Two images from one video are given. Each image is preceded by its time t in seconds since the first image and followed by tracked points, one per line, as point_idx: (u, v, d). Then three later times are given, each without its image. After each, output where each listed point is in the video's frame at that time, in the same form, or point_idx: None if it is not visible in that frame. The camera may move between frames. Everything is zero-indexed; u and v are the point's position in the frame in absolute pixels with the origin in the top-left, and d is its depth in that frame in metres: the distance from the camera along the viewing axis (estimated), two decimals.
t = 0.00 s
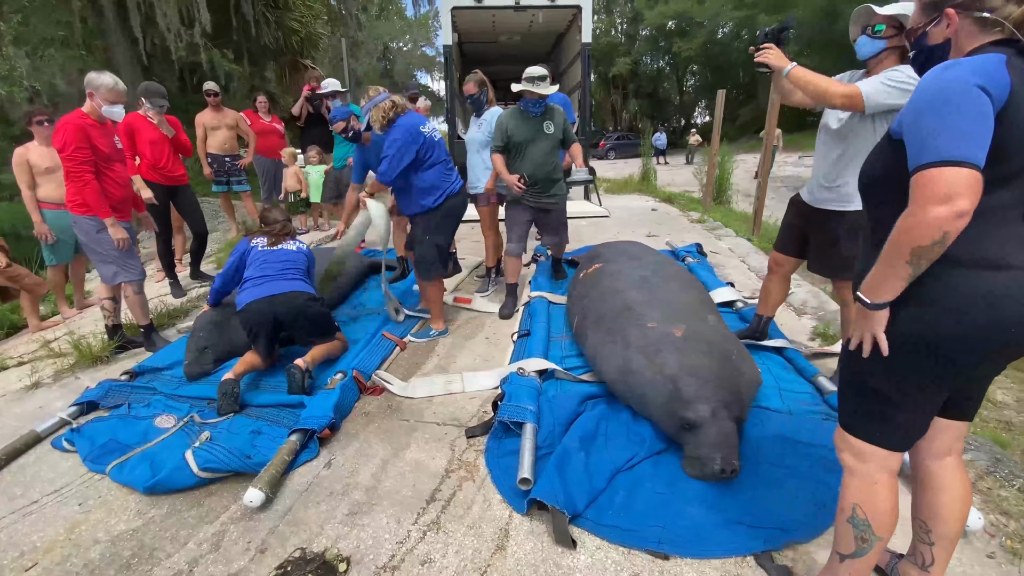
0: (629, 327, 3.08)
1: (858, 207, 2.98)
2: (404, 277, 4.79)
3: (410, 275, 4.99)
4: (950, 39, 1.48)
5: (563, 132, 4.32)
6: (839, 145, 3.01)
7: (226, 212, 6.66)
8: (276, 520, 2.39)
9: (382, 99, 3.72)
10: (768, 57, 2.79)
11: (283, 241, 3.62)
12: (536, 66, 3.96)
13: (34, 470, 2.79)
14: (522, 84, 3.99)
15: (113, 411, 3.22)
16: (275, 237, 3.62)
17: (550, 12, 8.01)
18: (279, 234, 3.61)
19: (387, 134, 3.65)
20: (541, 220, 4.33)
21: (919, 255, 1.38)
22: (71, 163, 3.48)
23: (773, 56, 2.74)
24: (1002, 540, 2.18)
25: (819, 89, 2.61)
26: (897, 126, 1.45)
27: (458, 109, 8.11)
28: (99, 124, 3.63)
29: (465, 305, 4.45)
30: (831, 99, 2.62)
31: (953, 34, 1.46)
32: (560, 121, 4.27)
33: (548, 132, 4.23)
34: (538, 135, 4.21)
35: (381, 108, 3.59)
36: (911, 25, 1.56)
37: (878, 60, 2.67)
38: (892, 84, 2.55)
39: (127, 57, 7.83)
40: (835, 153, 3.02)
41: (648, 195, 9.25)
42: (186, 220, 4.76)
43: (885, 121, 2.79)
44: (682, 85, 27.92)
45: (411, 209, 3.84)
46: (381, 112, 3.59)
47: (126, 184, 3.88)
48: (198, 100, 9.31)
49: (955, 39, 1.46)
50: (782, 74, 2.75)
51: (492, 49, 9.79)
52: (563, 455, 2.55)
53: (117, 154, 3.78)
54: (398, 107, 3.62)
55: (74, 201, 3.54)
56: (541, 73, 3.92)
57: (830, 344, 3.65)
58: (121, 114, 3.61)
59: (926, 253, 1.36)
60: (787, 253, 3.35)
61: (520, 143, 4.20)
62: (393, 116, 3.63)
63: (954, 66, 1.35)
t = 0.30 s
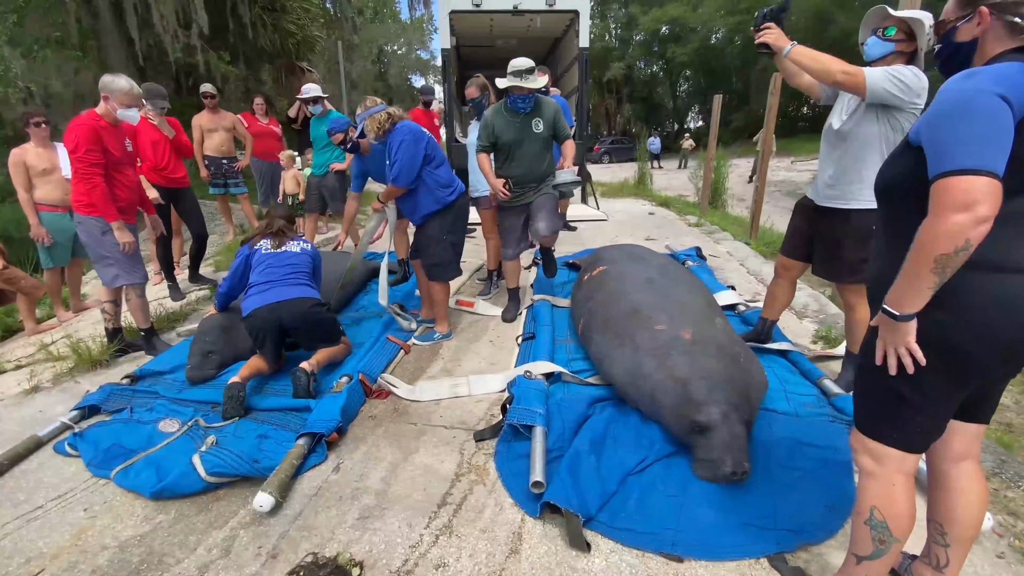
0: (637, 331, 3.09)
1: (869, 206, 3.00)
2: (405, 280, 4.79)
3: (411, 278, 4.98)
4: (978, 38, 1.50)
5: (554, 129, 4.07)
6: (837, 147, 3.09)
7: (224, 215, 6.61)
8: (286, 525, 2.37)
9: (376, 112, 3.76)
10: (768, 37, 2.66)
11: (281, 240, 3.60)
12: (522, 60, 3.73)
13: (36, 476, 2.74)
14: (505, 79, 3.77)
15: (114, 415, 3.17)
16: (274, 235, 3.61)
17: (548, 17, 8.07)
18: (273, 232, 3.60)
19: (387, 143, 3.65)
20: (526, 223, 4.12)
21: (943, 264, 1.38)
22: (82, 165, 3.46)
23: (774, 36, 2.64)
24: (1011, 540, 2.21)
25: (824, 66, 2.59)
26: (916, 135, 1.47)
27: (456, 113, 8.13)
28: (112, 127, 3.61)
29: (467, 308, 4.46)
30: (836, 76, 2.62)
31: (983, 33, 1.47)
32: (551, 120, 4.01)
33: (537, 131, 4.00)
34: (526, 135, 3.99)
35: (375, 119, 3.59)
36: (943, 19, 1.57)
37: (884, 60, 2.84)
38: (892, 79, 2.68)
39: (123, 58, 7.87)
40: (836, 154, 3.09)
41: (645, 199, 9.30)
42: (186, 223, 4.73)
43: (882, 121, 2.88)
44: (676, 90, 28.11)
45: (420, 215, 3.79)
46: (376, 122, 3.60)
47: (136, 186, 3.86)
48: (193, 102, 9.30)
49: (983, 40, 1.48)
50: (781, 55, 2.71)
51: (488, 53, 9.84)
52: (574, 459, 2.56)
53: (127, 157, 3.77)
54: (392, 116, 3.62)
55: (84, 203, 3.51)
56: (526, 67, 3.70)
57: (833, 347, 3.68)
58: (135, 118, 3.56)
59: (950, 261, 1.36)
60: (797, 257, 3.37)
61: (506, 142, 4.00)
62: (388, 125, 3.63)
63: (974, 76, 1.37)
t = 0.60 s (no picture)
0: (644, 334, 3.11)
1: (870, 207, 3.03)
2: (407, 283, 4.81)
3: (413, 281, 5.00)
4: (1003, 52, 1.55)
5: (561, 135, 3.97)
6: (833, 148, 3.15)
7: (222, 218, 6.59)
8: (299, 528, 2.37)
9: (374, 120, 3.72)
10: (772, 26, 2.75)
11: (293, 237, 3.57)
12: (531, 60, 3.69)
13: (42, 480, 2.72)
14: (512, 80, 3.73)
15: (119, 419, 3.15)
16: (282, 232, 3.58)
17: (546, 22, 8.13)
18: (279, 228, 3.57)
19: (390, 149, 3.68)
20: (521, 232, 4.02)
21: (957, 265, 1.41)
22: (94, 166, 3.46)
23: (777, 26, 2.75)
24: (1015, 539, 2.25)
25: (824, 57, 2.62)
26: (943, 142, 1.50)
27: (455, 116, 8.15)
28: (124, 127, 3.60)
29: (470, 311, 4.50)
30: (833, 68, 2.66)
31: (1009, 45, 1.52)
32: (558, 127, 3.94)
33: (542, 136, 3.92)
34: (529, 139, 3.92)
35: (374, 127, 3.65)
36: (959, 40, 1.63)
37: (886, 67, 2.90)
38: (888, 81, 2.73)
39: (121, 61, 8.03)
40: (833, 155, 3.15)
41: (642, 203, 9.36)
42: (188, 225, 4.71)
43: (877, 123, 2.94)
44: (670, 95, 28.27)
45: (430, 217, 3.77)
46: (373, 132, 3.66)
47: (146, 189, 3.86)
48: (190, 104, 9.45)
49: (1009, 52, 1.52)
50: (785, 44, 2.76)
51: (486, 57, 9.89)
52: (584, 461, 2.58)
53: (139, 159, 3.77)
54: (389, 125, 3.68)
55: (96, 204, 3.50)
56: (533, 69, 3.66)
57: (835, 350, 3.74)
58: (149, 118, 3.54)
59: (966, 263, 1.40)
60: (800, 261, 3.42)
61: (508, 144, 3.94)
62: (386, 134, 3.70)
63: (1000, 88, 1.41)
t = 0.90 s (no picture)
0: (649, 335, 3.14)
1: (870, 207, 3.07)
2: (409, 285, 4.84)
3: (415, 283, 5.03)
4: (1021, 64, 1.59)
5: (579, 140, 3.74)
6: (831, 149, 3.20)
7: (221, 219, 6.58)
8: (310, 528, 2.37)
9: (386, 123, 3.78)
10: (773, 23, 2.78)
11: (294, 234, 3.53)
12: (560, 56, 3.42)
13: (49, 481, 2.71)
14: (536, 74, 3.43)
15: (125, 420, 3.14)
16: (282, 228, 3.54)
17: (545, 26, 8.17)
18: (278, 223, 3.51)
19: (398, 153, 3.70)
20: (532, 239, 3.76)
21: (971, 270, 1.46)
22: (101, 167, 3.45)
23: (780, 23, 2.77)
24: (1018, 537, 2.29)
25: (827, 54, 2.65)
26: (968, 148, 1.54)
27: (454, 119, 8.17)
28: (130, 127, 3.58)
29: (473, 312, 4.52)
30: (832, 66, 2.69)
31: None
32: (577, 131, 3.69)
33: (560, 139, 3.67)
34: (548, 141, 3.65)
35: (382, 130, 3.67)
36: (973, 55, 1.69)
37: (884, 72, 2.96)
38: (888, 83, 2.78)
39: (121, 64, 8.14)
40: (832, 156, 3.19)
41: (639, 206, 9.42)
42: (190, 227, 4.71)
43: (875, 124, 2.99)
44: (665, 98, 28.40)
45: (436, 221, 3.79)
46: (382, 134, 3.69)
47: (153, 191, 3.87)
48: (189, 105, 9.56)
49: None
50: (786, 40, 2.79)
51: (484, 61, 9.91)
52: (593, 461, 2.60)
53: (144, 159, 3.77)
54: (399, 130, 3.71)
55: (105, 206, 3.50)
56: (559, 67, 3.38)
57: (835, 351, 3.79)
58: (155, 118, 3.55)
59: (980, 269, 1.45)
60: (800, 263, 3.46)
61: (523, 142, 3.65)
62: (395, 138, 3.72)
63: None
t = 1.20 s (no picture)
0: (652, 337, 3.15)
1: (870, 210, 3.09)
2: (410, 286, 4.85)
3: (416, 284, 5.04)
4: None
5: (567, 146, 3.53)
6: (830, 153, 3.22)
7: (220, 220, 6.57)
8: (316, 529, 2.38)
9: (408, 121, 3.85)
10: (773, 26, 2.79)
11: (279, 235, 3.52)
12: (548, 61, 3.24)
13: (52, 483, 2.71)
14: (524, 79, 3.22)
15: (127, 421, 3.14)
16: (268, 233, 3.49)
17: (544, 29, 8.19)
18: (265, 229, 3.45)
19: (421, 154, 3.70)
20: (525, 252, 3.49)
21: (986, 274, 1.49)
22: (106, 171, 3.46)
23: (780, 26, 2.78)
24: (1019, 536, 2.32)
25: (828, 57, 2.67)
26: (982, 151, 1.56)
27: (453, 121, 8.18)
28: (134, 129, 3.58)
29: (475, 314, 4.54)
30: (830, 69, 2.72)
31: None
32: (566, 138, 3.50)
33: (549, 146, 3.46)
34: (534, 148, 3.42)
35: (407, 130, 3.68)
36: (985, 59, 1.72)
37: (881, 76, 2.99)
38: (886, 87, 2.83)
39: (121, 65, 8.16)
40: (830, 161, 3.23)
41: (637, 209, 9.45)
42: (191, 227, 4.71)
43: (872, 128, 3.03)
44: (661, 101, 28.49)
45: (450, 228, 3.77)
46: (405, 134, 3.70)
47: (159, 191, 3.87)
48: (187, 107, 9.55)
49: None
50: (786, 44, 2.82)
51: (483, 63, 9.93)
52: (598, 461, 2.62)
53: (149, 161, 3.76)
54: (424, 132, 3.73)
55: (109, 207, 3.50)
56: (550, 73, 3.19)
57: (834, 352, 3.82)
58: (159, 120, 3.60)
59: (995, 273, 1.48)
60: (800, 265, 3.49)
61: (508, 148, 3.40)
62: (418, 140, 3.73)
63: None
